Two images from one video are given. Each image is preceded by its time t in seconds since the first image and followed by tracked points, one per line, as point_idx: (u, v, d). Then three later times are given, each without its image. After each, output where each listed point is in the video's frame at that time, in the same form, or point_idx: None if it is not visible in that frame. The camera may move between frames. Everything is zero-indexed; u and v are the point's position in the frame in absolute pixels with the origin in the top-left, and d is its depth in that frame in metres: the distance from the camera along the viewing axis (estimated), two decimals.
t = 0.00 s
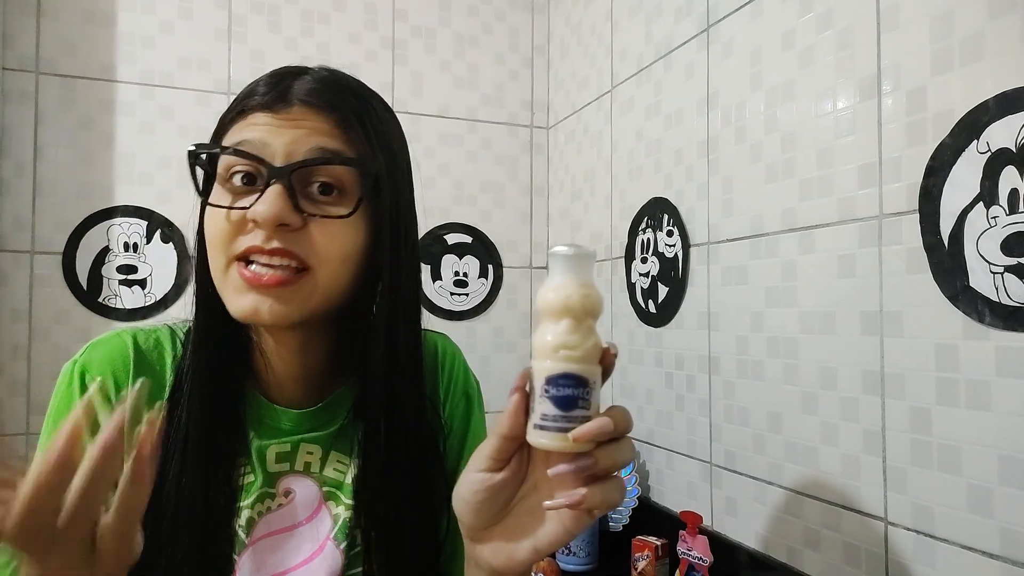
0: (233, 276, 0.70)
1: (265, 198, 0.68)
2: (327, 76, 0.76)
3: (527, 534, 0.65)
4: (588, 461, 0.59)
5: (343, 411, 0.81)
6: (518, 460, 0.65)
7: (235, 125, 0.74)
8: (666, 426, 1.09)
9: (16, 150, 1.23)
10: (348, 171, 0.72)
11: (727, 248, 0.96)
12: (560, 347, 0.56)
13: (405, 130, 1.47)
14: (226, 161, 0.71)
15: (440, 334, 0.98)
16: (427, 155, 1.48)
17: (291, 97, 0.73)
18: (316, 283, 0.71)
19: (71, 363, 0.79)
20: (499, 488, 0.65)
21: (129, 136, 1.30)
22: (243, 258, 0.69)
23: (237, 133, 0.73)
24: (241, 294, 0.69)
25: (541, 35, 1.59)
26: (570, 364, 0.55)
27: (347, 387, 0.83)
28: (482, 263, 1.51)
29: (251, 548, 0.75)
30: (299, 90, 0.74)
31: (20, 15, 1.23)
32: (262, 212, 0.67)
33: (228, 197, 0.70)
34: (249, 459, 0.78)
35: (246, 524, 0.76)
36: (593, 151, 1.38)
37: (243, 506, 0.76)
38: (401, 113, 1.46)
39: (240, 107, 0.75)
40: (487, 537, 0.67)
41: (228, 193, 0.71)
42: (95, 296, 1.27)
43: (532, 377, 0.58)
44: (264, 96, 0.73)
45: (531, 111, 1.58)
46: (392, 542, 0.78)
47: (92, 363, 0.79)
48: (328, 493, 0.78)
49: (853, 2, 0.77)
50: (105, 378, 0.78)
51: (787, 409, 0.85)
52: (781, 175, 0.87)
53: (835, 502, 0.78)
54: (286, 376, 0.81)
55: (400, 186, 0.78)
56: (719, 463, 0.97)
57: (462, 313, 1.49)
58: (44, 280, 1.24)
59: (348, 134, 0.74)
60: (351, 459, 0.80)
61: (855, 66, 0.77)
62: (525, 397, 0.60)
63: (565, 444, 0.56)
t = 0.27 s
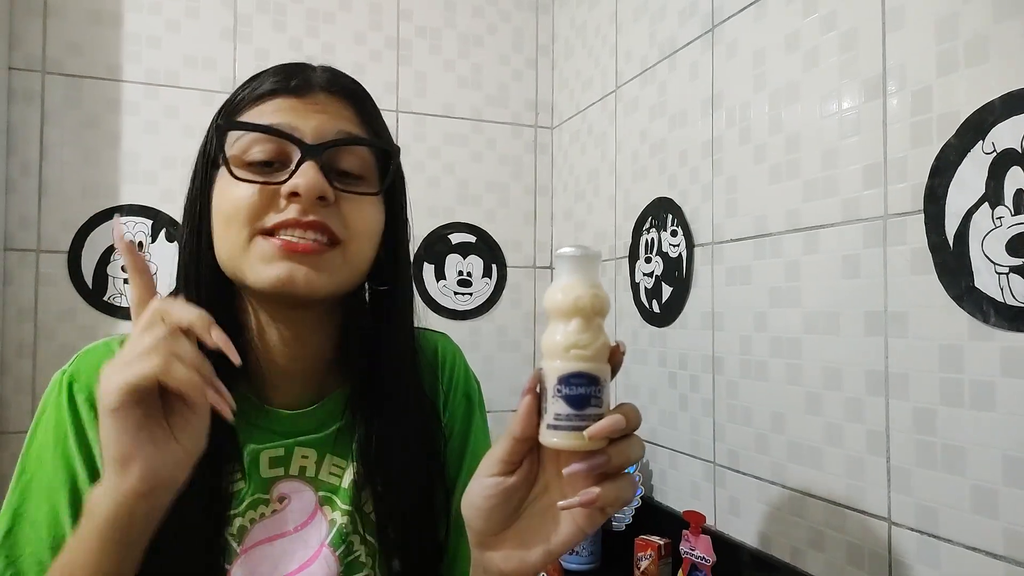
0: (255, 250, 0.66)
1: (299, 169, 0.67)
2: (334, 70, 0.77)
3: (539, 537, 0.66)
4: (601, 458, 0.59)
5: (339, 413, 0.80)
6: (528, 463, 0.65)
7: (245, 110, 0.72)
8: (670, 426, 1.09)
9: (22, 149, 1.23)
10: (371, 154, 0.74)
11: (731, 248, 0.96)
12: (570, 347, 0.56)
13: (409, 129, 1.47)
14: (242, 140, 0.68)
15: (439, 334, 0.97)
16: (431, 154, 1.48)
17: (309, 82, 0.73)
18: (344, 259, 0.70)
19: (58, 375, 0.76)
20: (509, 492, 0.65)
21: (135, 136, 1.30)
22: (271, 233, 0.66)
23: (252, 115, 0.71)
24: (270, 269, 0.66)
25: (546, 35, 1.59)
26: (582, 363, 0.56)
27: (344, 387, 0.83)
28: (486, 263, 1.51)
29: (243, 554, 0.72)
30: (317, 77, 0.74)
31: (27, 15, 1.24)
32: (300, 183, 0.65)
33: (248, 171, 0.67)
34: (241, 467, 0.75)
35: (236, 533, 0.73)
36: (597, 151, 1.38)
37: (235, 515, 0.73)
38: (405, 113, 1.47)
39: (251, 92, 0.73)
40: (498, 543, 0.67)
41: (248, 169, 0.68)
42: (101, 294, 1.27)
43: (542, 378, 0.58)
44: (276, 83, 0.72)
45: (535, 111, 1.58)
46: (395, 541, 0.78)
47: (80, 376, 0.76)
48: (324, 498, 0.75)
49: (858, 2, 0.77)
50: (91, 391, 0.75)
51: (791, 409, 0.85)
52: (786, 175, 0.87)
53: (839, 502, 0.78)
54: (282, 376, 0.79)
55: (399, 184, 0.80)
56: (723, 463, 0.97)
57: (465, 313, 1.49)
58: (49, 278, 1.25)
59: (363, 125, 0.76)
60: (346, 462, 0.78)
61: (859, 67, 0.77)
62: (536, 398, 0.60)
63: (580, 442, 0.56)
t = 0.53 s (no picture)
0: (244, 243, 0.64)
1: (294, 161, 0.66)
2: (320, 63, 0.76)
3: (525, 538, 0.66)
4: (586, 458, 0.59)
5: (321, 418, 0.79)
6: (513, 466, 0.65)
7: (232, 100, 0.70)
8: (668, 426, 1.09)
9: (22, 145, 1.23)
10: (361, 150, 0.74)
11: (731, 248, 0.96)
12: (554, 350, 0.56)
13: (409, 128, 1.47)
14: (231, 130, 0.67)
15: (424, 327, 0.96)
16: (431, 153, 1.48)
17: (300, 74, 0.72)
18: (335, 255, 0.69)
19: (30, 393, 0.71)
20: (496, 494, 0.65)
21: (135, 132, 1.30)
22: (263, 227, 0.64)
23: (241, 105, 0.69)
24: (263, 264, 0.64)
25: (546, 35, 1.59)
26: (565, 366, 0.56)
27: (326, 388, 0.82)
28: (485, 263, 1.51)
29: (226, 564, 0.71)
30: (307, 69, 0.73)
31: (27, 11, 1.24)
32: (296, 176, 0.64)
33: (240, 162, 0.66)
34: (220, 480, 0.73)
35: (217, 545, 0.71)
36: (597, 151, 1.38)
37: (215, 527, 0.72)
38: (405, 111, 1.47)
39: (237, 81, 0.71)
40: (485, 544, 0.67)
41: (239, 161, 0.66)
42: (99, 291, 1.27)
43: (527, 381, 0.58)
44: (264, 73, 0.71)
45: (535, 110, 1.58)
46: (383, 543, 0.77)
47: (50, 397, 0.70)
48: (307, 504, 0.75)
49: (859, 2, 0.77)
50: (63, 413, 0.70)
51: (789, 410, 0.85)
52: (786, 175, 0.87)
53: (837, 502, 0.78)
54: (263, 377, 0.78)
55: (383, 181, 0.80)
56: (721, 464, 0.97)
57: (464, 312, 1.49)
58: (48, 275, 1.25)
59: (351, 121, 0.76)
60: (330, 467, 0.77)
61: (860, 67, 0.77)
62: (521, 402, 0.60)
63: (564, 443, 0.56)
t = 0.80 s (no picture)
0: (243, 257, 0.65)
1: (296, 176, 0.65)
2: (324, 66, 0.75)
3: (529, 543, 0.66)
4: (589, 464, 0.59)
5: (321, 423, 0.79)
6: (516, 471, 0.65)
7: (233, 106, 0.68)
8: (673, 427, 1.09)
9: (27, 148, 1.24)
10: (364, 162, 0.74)
11: (735, 249, 0.96)
12: (557, 357, 0.56)
13: (413, 129, 1.47)
14: (232, 142, 0.66)
15: (424, 327, 0.96)
16: (435, 154, 1.49)
17: (305, 80, 0.70)
18: (334, 271, 0.69)
19: (26, 403, 0.71)
20: (499, 499, 0.65)
21: (140, 135, 1.31)
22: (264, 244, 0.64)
23: (242, 113, 0.68)
24: (264, 282, 0.64)
25: (550, 36, 1.59)
26: (568, 372, 0.56)
27: (325, 393, 0.82)
28: (489, 263, 1.51)
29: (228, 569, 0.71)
30: (311, 74, 0.72)
31: (33, 15, 1.24)
32: (297, 194, 0.64)
33: (239, 174, 0.65)
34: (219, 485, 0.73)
35: (218, 552, 0.71)
36: (600, 151, 1.38)
37: (215, 534, 0.71)
38: (409, 113, 1.47)
39: (237, 82, 0.70)
40: (489, 550, 0.67)
41: (240, 176, 0.65)
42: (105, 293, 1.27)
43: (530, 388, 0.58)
44: (266, 78, 0.69)
45: (539, 111, 1.58)
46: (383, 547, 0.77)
47: (46, 407, 0.70)
48: (308, 509, 0.75)
49: (863, 2, 0.77)
50: (59, 423, 0.70)
51: (794, 410, 0.85)
52: (790, 175, 0.87)
53: (843, 503, 0.78)
54: (264, 380, 0.79)
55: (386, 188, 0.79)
56: (726, 464, 0.97)
57: (469, 313, 1.50)
58: (54, 277, 1.25)
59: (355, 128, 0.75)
60: (331, 471, 0.77)
61: (865, 67, 0.77)
62: (524, 407, 0.60)
63: (567, 450, 0.56)
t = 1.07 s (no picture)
0: (245, 261, 0.65)
1: (297, 179, 0.65)
2: (325, 63, 0.74)
3: (532, 542, 0.66)
4: (593, 463, 0.59)
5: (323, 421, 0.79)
6: (519, 471, 0.65)
7: (232, 106, 0.68)
8: (675, 424, 1.09)
9: (29, 145, 1.24)
10: (366, 162, 0.73)
11: (737, 245, 0.96)
12: (560, 355, 0.56)
13: (415, 126, 1.47)
14: (232, 144, 0.65)
15: (426, 325, 0.96)
16: (437, 152, 1.48)
17: (306, 79, 0.70)
18: (335, 273, 0.69)
19: (26, 404, 0.71)
20: (502, 499, 0.65)
21: (141, 132, 1.31)
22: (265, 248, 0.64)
23: (242, 113, 0.67)
24: (265, 287, 0.64)
25: (552, 33, 1.59)
26: (571, 371, 0.56)
27: (327, 391, 0.82)
28: (491, 261, 1.51)
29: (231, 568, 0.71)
30: (312, 73, 0.71)
31: (35, 12, 1.24)
32: (300, 198, 0.64)
33: (239, 176, 0.65)
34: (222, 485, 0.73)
35: (220, 552, 0.71)
36: (602, 148, 1.38)
37: (218, 535, 0.72)
38: (410, 110, 1.47)
39: (235, 81, 0.69)
40: (492, 550, 0.67)
41: (240, 179, 0.65)
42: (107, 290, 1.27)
43: (533, 387, 0.58)
44: (267, 77, 0.69)
45: (541, 108, 1.58)
46: (386, 546, 0.77)
47: (47, 408, 0.70)
48: (311, 509, 0.75)
49: None
50: (60, 424, 0.70)
51: (797, 407, 0.85)
52: (793, 172, 0.86)
53: (845, 500, 0.78)
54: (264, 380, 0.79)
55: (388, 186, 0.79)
56: (728, 462, 0.97)
57: (470, 310, 1.50)
58: (57, 274, 1.25)
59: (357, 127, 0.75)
60: (333, 471, 0.77)
61: (868, 63, 0.76)
62: (527, 406, 0.59)
63: (570, 449, 0.56)
